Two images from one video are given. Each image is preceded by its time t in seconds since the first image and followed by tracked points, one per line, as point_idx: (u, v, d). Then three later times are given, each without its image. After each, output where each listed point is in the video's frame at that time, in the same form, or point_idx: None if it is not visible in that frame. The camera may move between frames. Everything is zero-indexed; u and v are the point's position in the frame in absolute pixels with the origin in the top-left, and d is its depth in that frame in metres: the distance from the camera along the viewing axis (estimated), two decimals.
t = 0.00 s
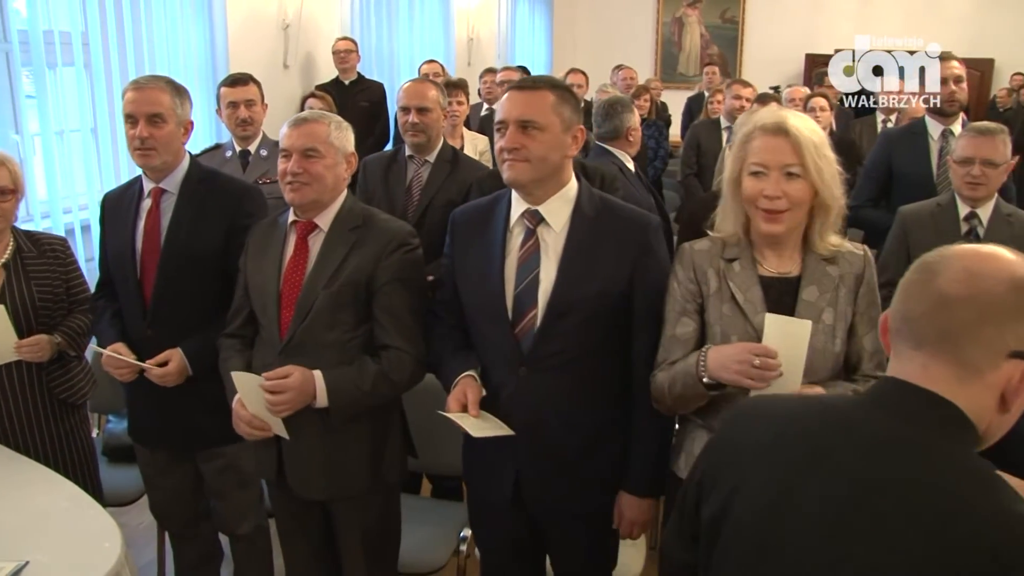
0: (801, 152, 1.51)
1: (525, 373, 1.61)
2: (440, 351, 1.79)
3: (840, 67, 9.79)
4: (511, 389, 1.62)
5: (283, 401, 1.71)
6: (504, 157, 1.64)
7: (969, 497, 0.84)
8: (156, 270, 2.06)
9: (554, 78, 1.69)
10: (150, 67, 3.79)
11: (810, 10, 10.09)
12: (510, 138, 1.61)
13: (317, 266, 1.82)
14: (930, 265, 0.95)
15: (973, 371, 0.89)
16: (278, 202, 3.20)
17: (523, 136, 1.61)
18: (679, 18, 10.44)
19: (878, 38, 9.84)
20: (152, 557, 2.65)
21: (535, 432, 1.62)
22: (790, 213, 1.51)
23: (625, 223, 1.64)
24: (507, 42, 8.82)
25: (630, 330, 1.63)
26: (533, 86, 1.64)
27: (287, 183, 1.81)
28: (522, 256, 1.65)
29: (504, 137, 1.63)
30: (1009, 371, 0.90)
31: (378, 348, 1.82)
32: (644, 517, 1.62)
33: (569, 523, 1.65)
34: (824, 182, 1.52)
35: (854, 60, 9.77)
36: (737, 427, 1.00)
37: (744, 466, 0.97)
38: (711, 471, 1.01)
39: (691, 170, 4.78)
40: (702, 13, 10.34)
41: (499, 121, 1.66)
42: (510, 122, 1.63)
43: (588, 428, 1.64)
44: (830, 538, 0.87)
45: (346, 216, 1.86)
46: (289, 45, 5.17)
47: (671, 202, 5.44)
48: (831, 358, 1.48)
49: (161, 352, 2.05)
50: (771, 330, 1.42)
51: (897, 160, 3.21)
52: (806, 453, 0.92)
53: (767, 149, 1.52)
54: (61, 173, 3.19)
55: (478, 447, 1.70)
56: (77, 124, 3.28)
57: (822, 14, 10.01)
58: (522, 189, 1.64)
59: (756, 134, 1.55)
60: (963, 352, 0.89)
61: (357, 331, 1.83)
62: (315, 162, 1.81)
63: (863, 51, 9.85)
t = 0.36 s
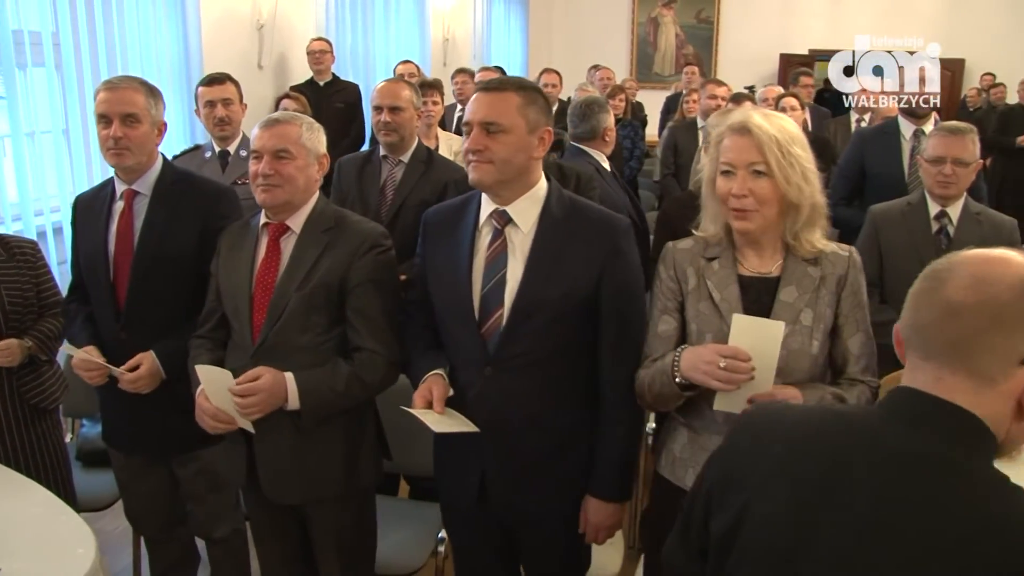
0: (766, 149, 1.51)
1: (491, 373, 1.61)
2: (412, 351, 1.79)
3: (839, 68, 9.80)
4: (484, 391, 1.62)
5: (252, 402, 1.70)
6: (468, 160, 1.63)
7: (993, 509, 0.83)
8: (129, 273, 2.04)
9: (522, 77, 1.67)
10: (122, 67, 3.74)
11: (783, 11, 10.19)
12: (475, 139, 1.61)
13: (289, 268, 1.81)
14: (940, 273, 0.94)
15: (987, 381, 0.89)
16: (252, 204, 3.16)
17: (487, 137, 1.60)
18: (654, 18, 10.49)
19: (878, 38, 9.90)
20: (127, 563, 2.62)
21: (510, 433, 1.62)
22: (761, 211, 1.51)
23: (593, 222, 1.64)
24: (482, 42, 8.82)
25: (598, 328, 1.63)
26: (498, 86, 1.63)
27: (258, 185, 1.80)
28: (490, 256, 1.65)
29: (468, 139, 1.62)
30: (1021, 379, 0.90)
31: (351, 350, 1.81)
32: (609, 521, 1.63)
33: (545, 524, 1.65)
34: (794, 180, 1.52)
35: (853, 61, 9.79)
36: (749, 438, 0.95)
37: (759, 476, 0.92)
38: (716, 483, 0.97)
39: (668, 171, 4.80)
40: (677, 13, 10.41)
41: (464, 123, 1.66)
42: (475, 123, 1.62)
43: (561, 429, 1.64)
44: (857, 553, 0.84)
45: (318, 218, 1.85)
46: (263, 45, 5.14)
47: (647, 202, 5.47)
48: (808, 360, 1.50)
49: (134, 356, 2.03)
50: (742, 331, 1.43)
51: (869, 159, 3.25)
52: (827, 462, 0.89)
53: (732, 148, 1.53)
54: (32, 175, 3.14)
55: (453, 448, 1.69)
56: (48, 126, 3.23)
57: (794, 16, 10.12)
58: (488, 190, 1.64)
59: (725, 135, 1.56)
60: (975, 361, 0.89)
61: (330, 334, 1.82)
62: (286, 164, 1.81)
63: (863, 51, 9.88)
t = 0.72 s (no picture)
0: (762, 150, 1.52)
1: (464, 375, 1.62)
2: (385, 354, 1.78)
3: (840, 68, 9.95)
4: (460, 392, 1.62)
5: (224, 409, 1.68)
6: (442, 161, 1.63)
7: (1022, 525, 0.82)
8: (101, 275, 2.01)
9: (490, 78, 1.68)
10: (93, 67, 3.69)
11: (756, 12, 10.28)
12: (449, 141, 1.60)
13: (263, 270, 1.80)
14: (960, 288, 0.93)
15: (1002, 393, 0.88)
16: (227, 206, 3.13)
17: (461, 139, 1.60)
18: (629, 18, 10.54)
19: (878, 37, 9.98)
20: (101, 569, 2.59)
21: (487, 434, 1.62)
22: (752, 211, 1.53)
23: (567, 223, 1.65)
24: (458, 42, 8.81)
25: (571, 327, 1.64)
26: (467, 89, 1.63)
27: (233, 187, 1.79)
28: (462, 257, 1.66)
29: (442, 140, 1.62)
30: None
31: (324, 352, 1.80)
32: (588, 520, 1.63)
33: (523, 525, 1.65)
34: (785, 180, 1.53)
35: (853, 61, 9.93)
36: (779, 446, 0.96)
37: (787, 484, 0.93)
38: (741, 492, 0.98)
39: (641, 171, 4.83)
40: (652, 13, 10.46)
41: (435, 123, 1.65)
42: (447, 125, 1.61)
43: (537, 430, 1.65)
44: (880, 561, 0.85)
45: (292, 219, 1.84)
46: (237, 45, 5.11)
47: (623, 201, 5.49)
48: (786, 359, 1.51)
49: (107, 360, 2.01)
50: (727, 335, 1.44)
51: (842, 157, 3.28)
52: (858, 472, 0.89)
53: (728, 146, 1.53)
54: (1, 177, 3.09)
55: (430, 449, 1.69)
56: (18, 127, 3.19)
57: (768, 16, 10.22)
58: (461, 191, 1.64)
59: (717, 133, 1.56)
60: (992, 376, 0.88)
61: (304, 336, 1.81)
62: (261, 165, 1.80)
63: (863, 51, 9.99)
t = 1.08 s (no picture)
0: (760, 150, 1.56)
1: (444, 377, 1.62)
2: (362, 356, 1.77)
3: (840, 67, 10.13)
4: (439, 394, 1.62)
5: (198, 410, 1.67)
6: (416, 163, 1.62)
7: None
8: (74, 278, 1.99)
9: (459, 77, 1.67)
10: (65, 67, 3.65)
11: (730, 13, 10.36)
12: (424, 143, 1.60)
13: (239, 271, 1.78)
14: None
15: None
16: (202, 208, 3.10)
17: (437, 141, 1.59)
18: (605, 18, 10.57)
19: (878, 38, 10.11)
20: None
21: (468, 436, 1.63)
22: (749, 210, 1.54)
23: (542, 224, 1.66)
24: (434, 42, 8.78)
25: (548, 326, 1.65)
26: (439, 90, 1.63)
27: (207, 188, 1.78)
28: (438, 259, 1.66)
29: (417, 144, 1.61)
30: None
31: (300, 353, 1.79)
32: (565, 519, 1.63)
33: (505, 525, 1.66)
34: (776, 176, 1.58)
35: (853, 61, 10.12)
36: (857, 444, 1.01)
37: (863, 480, 0.98)
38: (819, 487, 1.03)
39: (613, 171, 4.85)
40: (628, 13, 10.50)
41: (408, 127, 1.64)
42: (421, 127, 1.61)
43: (517, 430, 1.66)
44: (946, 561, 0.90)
45: (267, 221, 1.83)
46: (211, 46, 5.07)
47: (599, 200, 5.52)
48: (767, 355, 1.53)
49: (81, 364, 1.98)
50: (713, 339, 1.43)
51: (815, 157, 3.33)
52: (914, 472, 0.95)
53: (727, 145, 1.54)
54: None
55: (410, 450, 1.69)
56: None
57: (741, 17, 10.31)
58: (436, 193, 1.64)
59: (711, 132, 1.56)
60: None
61: (280, 337, 1.81)
62: (236, 166, 1.79)
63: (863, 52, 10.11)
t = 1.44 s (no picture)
0: (738, 146, 1.58)
1: (423, 377, 1.62)
2: (339, 358, 1.77)
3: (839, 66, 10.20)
4: (416, 394, 1.62)
5: (172, 414, 1.65)
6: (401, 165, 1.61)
7: None
8: (45, 281, 1.96)
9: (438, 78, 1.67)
10: (34, 68, 3.60)
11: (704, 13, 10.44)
12: (410, 145, 1.59)
13: (213, 273, 1.77)
14: None
15: None
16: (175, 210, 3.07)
17: (423, 141, 1.59)
18: (580, 18, 10.60)
19: (878, 37, 10.18)
20: None
21: (446, 436, 1.63)
22: (728, 206, 1.55)
23: (518, 223, 1.66)
24: (409, 42, 8.76)
25: (525, 326, 1.65)
26: (422, 90, 1.62)
27: (181, 190, 1.76)
28: (416, 260, 1.66)
29: (403, 144, 1.60)
30: None
31: (276, 355, 1.78)
32: (541, 516, 1.64)
33: (483, 524, 1.66)
34: (754, 172, 1.61)
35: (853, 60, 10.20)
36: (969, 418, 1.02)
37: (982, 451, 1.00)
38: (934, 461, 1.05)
39: (586, 172, 4.87)
40: (602, 13, 10.54)
41: (389, 127, 1.62)
42: (407, 128, 1.60)
43: (494, 429, 1.66)
44: None
45: (242, 222, 1.82)
46: (184, 47, 5.02)
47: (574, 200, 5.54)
48: (739, 353, 1.55)
49: (53, 368, 1.95)
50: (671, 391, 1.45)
51: (789, 156, 3.36)
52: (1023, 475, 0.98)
53: (706, 142, 1.56)
54: None
55: (388, 451, 1.69)
56: None
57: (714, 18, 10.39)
58: (417, 194, 1.63)
59: (690, 128, 1.57)
60: None
61: (256, 339, 1.80)
62: (209, 167, 1.78)
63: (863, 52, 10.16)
